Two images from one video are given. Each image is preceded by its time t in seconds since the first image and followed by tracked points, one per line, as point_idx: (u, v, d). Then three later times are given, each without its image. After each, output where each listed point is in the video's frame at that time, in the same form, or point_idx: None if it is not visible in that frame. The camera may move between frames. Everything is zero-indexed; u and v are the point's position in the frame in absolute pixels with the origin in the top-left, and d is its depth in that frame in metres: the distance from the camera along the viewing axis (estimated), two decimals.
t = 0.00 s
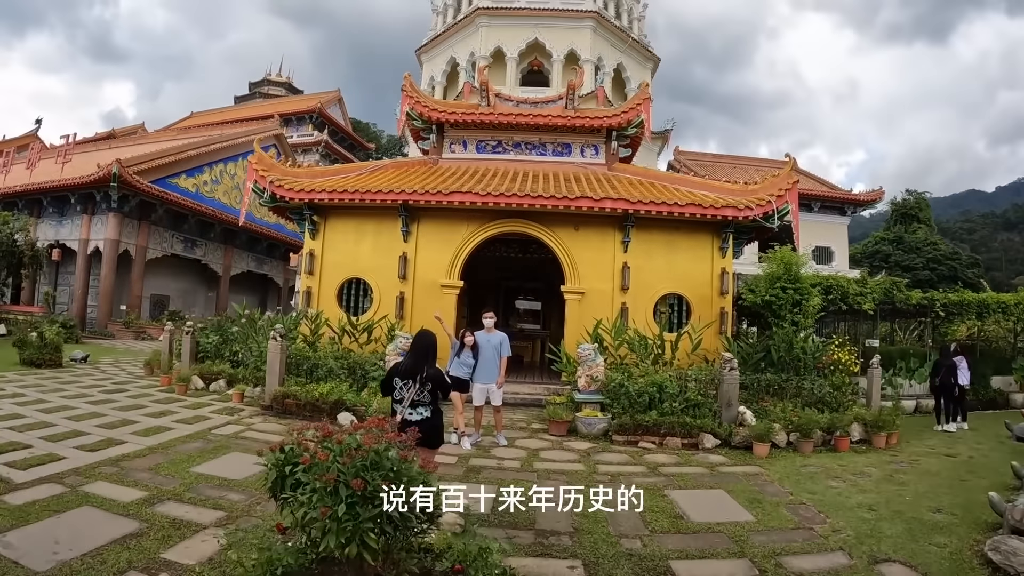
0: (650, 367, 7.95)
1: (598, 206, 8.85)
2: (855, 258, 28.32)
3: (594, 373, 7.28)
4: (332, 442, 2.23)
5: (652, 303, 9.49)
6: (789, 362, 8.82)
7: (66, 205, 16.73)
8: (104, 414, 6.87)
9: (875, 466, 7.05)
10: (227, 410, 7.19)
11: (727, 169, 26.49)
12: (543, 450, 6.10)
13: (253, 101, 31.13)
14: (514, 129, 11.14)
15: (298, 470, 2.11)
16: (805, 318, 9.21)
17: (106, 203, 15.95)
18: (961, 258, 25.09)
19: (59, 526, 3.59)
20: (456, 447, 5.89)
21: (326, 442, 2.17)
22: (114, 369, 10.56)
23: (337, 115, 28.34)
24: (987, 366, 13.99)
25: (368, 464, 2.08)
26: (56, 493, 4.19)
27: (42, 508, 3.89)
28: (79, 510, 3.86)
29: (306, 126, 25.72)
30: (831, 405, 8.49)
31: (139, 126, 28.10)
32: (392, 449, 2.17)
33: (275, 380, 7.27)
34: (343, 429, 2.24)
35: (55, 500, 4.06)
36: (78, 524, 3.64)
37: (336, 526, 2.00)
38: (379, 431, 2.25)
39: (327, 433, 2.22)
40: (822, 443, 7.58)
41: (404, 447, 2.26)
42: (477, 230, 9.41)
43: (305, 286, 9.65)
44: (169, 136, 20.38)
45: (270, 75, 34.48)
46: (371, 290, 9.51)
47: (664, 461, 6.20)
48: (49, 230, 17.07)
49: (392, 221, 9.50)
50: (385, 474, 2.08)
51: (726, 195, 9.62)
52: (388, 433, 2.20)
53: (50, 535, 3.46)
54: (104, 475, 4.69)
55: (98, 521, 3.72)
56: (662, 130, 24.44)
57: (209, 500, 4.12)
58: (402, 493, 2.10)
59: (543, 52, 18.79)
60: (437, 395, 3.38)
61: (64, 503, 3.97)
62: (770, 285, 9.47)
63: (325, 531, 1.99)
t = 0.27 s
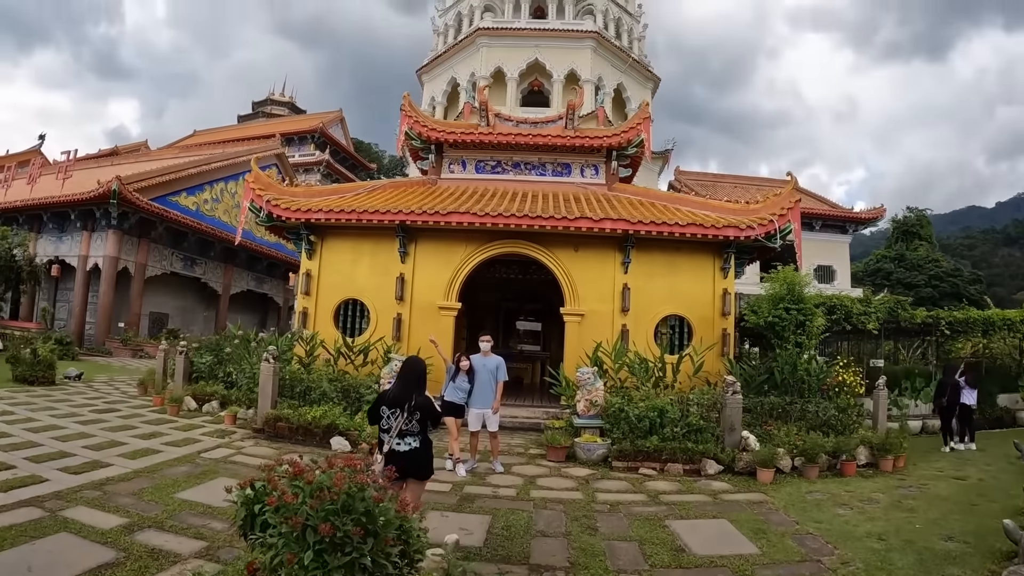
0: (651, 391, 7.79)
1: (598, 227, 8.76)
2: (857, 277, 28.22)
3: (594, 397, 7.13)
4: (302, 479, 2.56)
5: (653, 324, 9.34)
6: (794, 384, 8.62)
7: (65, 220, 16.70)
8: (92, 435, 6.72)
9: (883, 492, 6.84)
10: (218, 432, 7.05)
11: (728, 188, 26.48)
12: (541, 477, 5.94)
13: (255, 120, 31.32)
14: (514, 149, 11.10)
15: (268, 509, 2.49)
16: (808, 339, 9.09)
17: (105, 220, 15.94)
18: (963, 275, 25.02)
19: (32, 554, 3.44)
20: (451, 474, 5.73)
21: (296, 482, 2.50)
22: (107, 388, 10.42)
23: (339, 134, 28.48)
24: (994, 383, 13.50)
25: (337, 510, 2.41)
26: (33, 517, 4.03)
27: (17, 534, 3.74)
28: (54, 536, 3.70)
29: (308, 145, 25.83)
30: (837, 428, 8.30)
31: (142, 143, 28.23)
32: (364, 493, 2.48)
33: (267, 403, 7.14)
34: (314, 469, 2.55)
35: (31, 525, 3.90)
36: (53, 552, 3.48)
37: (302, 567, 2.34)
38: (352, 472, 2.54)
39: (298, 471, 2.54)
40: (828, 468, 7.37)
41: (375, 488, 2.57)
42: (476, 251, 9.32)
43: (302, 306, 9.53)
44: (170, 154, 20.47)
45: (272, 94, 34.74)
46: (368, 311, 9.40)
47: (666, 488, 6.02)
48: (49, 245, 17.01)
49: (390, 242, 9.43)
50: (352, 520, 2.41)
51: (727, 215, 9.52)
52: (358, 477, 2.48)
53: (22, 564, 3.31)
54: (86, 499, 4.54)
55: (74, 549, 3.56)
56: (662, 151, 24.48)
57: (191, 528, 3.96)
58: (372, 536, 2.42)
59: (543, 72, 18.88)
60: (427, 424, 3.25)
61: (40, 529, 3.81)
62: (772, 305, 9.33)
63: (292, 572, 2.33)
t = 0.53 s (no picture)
0: (653, 412, 7.63)
1: (599, 245, 8.68)
2: (859, 294, 28.11)
3: (594, 419, 7.03)
4: (278, 505, 2.68)
5: (655, 344, 9.20)
6: (800, 404, 8.38)
7: (66, 236, 16.70)
8: (82, 452, 6.62)
9: (893, 513, 6.64)
10: (211, 452, 6.96)
11: (728, 208, 26.50)
12: (541, 501, 5.78)
13: (258, 140, 31.54)
14: (514, 168, 11.06)
15: (242, 538, 2.59)
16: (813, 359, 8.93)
17: (106, 237, 16.00)
18: (965, 291, 24.94)
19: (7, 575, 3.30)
20: (448, 498, 5.57)
21: (271, 508, 2.62)
22: (101, 405, 10.31)
23: (341, 155, 28.64)
24: (1003, 398, 13.00)
25: (315, 540, 2.54)
26: (15, 535, 3.91)
27: None
28: (34, 556, 3.58)
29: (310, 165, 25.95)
30: (844, 448, 8.12)
31: (146, 161, 28.41)
32: (343, 524, 2.60)
33: (261, 423, 7.11)
34: (289, 496, 2.67)
35: (10, 544, 3.76)
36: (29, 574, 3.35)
37: None
38: (329, 500, 2.67)
39: (273, 498, 2.65)
40: (836, 490, 7.19)
41: (356, 518, 2.67)
42: (475, 270, 9.24)
43: (299, 326, 9.41)
44: (172, 173, 20.60)
45: (276, 115, 35.11)
46: (366, 330, 9.28)
47: (671, 512, 5.85)
48: (48, 261, 16.99)
49: (388, 261, 9.35)
50: (329, 549, 2.55)
51: (729, 232, 9.43)
52: (335, 507, 2.60)
53: None
54: (69, 518, 4.43)
55: (51, 570, 3.43)
56: (663, 171, 24.55)
57: (174, 551, 3.83)
58: (351, 565, 2.57)
59: (544, 92, 18.98)
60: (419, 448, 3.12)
61: (18, 549, 3.68)
62: (777, 323, 9.19)
63: None
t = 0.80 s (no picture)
0: (657, 434, 7.49)
1: (600, 265, 8.61)
2: (862, 312, 27.99)
3: (597, 442, 6.88)
4: (255, 539, 2.70)
5: (658, 365, 9.07)
6: (807, 424, 8.20)
7: (66, 253, 16.76)
8: (74, 473, 6.64)
9: (904, 535, 6.45)
10: (205, 475, 6.97)
11: (730, 227, 26.52)
12: (542, 526, 5.63)
13: (262, 161, 31.79)
14: (515, 189, 11.05)
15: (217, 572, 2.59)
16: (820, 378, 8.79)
17: (106, 254, 16.06)
18: (968, 307, 24.82)
19: None
20: (447, 523, 5.44)
21: (247, 542, 2.64)
22: (96, 424, 10.23)
23: (344, 175, 28.80)
24: (1012, 415, 12.24)
25: None
26: None
27: None
28: None
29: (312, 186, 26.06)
30: (852, 469, 7.94)
31: (150, 182, 28.64)
32: (323, 560, 2.60)
33: (256, 446, 6.99)
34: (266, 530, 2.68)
35: None
36: None
37: None
38: (307, 537, 2.67)
39: (250, 532, 2.68)
40: (845, 513, 7.03)
41: (337, 555, 2.65)
42: (476, 290, 9.17)
43: (297, 347, 9.31)
44: (175, 193, 20.76)
45: (280, 136, 35.46)
46: (365, 352, 9.19)
47: (676, 537, 5.70)
48: (49, 279, 17.04)
49: (388, 282, 9.29)
50: None
51: (731, 251, 9.35)
52: (315, 544, 2.61)
53: None
54: (55, 540, 4.50)
55: None
56: (664, 191, 24.62)
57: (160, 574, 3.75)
58: None
59: (545, 113, 19.09)
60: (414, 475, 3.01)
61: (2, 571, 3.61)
62: (782, 342, 9.08)
63: None
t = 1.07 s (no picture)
0: (660, 456, 7.37)
1: (601, 285, 8.55)
2: (865, 328, 27.87)
3: (599, 464, 6.72)
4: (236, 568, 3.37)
5: (660, 385, 8.97)
6: (813, 444, 8.07)
7: (67, 270, 16.80)
8: (67, 491, 6.57)
9: (913, 555, 6.30)
10: (200, 495, 6.89)
11: (731, 244, 26.51)
12: (544, 551, 5.52)
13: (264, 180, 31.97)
14: (516, 208, 11.04)
15: None
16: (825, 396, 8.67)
17: (107, 271, 16.09)
18: (971, 321, 24.69)
19: None
20: (446, 548, 5.34)
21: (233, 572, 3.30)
22: (93, 442, 10.17)
23: (345, 194, 28.91)
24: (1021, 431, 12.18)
25: None
26: None
27: None
28: None
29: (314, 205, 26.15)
30: (859, 488, 7.79)
31: (152, 200, 28.80)
32: None
33: (253, 467, 6.90)
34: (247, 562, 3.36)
35: None
36: None
37: None
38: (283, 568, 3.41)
39: (234, 564, 3.34)
40: (852, 534, 6.90)
41: None
42: (476, 310, 9.12)
43: (296, 366, 9.23)
44: (176, 211, 20.87)
45: (282, 155, 35.73)
46: (365, 372, 9.11)
47: (680, 561, 5.58)
48: (49, 295, 17.05)
49: (388, 301, 9.25)
50: None
51: (734, 269, 9.29)
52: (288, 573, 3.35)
53: None
54: (43, 560, 4.45)
55: None
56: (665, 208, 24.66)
57: None
58: None
59: (546, 132, 19.19)
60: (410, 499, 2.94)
61: None
62: (787, 360, 8.99)
63: None
